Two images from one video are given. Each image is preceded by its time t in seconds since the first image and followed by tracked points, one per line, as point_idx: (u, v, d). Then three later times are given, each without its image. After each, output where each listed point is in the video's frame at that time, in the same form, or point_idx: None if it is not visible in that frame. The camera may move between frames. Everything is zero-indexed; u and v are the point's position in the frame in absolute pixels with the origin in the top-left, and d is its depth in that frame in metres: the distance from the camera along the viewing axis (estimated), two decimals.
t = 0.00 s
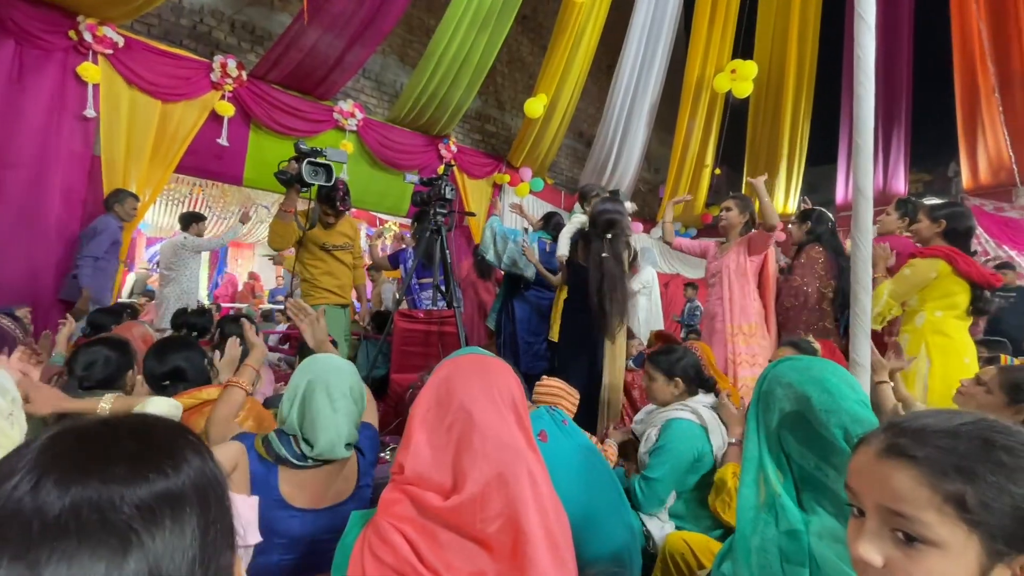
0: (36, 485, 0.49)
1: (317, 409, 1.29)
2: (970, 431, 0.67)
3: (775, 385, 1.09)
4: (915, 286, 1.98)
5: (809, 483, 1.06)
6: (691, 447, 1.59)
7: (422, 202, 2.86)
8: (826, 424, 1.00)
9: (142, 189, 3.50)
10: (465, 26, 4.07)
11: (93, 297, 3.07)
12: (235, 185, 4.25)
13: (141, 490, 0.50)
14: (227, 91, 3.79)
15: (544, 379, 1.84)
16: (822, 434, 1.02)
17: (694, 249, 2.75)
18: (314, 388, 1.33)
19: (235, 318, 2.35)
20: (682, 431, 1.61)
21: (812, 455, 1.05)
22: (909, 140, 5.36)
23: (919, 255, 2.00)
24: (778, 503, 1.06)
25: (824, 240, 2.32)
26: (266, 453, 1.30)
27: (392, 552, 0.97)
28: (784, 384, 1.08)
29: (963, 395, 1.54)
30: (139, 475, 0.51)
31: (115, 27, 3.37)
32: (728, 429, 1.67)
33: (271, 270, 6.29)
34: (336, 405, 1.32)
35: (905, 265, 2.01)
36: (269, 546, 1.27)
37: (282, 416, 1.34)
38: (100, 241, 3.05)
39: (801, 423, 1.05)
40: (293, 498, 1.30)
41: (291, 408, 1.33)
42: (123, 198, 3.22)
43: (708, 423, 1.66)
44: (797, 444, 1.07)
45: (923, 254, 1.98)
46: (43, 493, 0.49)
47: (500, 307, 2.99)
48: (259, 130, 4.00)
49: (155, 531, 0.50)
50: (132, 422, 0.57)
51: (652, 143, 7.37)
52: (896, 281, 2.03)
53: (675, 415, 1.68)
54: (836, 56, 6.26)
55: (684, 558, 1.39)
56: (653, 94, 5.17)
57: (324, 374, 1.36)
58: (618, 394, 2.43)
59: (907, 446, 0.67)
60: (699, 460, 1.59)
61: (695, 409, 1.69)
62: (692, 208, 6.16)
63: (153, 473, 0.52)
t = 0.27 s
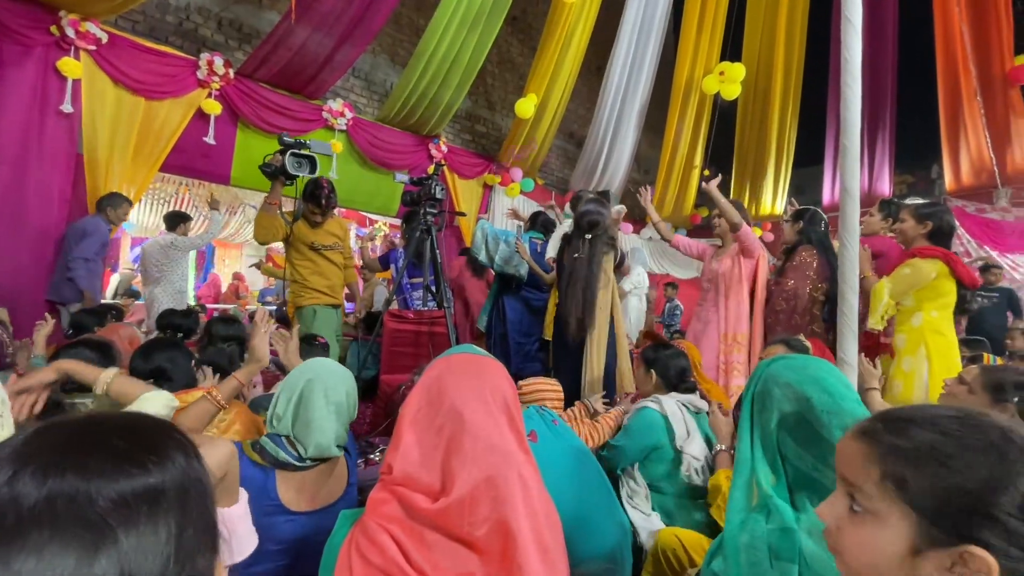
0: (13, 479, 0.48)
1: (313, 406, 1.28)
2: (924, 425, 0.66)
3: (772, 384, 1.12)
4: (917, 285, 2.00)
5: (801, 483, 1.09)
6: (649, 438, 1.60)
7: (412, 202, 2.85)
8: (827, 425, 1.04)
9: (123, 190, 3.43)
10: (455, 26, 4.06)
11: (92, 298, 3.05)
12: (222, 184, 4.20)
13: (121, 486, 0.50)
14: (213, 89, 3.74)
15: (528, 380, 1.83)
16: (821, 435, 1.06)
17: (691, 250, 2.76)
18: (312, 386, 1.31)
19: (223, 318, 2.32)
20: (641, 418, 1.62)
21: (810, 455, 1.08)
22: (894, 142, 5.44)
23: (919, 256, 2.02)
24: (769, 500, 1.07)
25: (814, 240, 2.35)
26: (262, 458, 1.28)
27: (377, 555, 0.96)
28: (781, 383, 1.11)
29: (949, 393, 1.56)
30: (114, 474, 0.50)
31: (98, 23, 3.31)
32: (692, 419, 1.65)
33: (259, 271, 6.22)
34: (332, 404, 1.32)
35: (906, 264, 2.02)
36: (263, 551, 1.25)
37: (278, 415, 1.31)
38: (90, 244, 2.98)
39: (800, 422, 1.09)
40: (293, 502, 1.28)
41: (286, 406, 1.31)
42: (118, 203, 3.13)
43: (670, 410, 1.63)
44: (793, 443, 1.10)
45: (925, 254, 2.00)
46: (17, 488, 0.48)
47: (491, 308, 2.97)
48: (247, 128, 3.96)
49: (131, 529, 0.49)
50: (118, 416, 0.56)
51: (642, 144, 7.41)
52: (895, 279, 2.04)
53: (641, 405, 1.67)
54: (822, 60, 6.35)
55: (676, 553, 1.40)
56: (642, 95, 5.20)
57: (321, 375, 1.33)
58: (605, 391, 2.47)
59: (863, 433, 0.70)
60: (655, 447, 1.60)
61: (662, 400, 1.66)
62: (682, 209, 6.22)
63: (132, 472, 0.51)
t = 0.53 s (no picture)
0: None
1: (282, 414, 1.27)
2: (908, 426, 0.69)
3: (766, 387, 1.13)
4: (916, 290, 2.02)
5: (795, 485, 1.10)
6: (634, 434, 1.60)
7: (399, 202, 2.82)
8: (823, 427, 1.06)
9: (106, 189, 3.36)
10: (443, 25, 4.04)
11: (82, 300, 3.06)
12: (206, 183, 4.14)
13: (67, 501, 0.50)
14: (197, 87, 3.68)
15: (524, 383, 1.85)
16: (817, 437, 1.07)
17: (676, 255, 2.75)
18: (280, 394, 1.30)
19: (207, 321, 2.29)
20: (622, 418, 1.61)
21: (806, 458, 1.08)
22: (877, 144, 5.53)
23: (917, 260, 2.03)
24: (758, 502, 1.09)
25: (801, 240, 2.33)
26: (233, 466, 1.26)
27: (358, 564, 0.95)
28: (775, 386, 1.12)
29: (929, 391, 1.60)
30: (57, 489, 0.50)
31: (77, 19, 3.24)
32: (671, 416, 1.64)
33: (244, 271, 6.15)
34: (302, 411, 1.30)
35: (907, 269, 2.02)
36: (236, 559, 1.23)
37: (248, 426, 1.30)
38: (81, 246, 2.97)
39: (794, 425, 1.10)
40: (268, 511, 1.26)
41: (256, 416, 1.30)
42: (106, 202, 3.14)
43: (650, 407, 1.62)
44: (788, 446, 1.11)
45: (923, 259, 2.01)
46: None
47: (480, 312, 2.94)
48: (231, 126, 3.90)
49: (79, 543, 0.50)
50: (67, 427, 0.56)
51: (631, 144, 7.45)
52: (896, 284, 2.04)
53: (621, 403, 1.66)
54: (806, 62, 6.43)
55: (662, 552, 1.41)
56: (630, 96, 5.23)
57: (289, 380, 1.33)
58: (595, 390, 2.45)
59: (857, 428, 0.75)
60: (639, 445, 1.60)
61: (642, 396, 1.66)
62: (669, 210, 6.26)
63: (75, 485, 0.51)
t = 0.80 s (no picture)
0: None
1: (268, 414, 1.25)
2: (889, 420, 0.70)
3: (754, 387, 1.14)
4: (901, 288, 2.05)
5: (783, 484, 1.12)
6: (630, 435, 1.59)
7: (384, 200, 2.80)
8: (813, 426, 1.07)
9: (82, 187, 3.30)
10: (428, 23, 4.02)
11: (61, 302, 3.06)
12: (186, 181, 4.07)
13: (37, 500, 0.52)
14: (177, 82, 3.61)
15: (508, 381, 1.86)
16: (807, 435, 1.09)
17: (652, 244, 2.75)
18: (269, 392, 1.29)
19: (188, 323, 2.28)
20: (617, 418, 1.61)
21: (795, 458, 1.09)
22: (857, 145, 5.62)
23: (903, 258, 2.07)
24: (743, 500, 1.11)
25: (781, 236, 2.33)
26: (213, 464, 1.25)
27: (336, 567, 0.94)
28: (763, 386, 1.13)
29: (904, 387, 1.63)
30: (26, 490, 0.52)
31: (51, 12, 3.16)
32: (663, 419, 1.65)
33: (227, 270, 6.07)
34: (290, 412, 1.28)
35: (894, 266, 2.05)
36: (213, 558, 1.23)
37: (233, 424, 1.28)
38: (64, 247, 2.97)
39: (783, 424, 1.11)
40: (248, 511, 1.25)
41: (242, 414, 1.28)
42: (90, 202, 3.13)
43: (643, 408, 1.64)
44: (778, 446, 1.12)
45: (907, 256, 2.05)
46: None
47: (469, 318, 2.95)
48: (213, 124, 3.84)
49: (47, 543, 0.52)
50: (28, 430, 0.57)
51: (617, 143, 7.48)
52: (883, 282, 2.07)
53: (615, 405, 1.67)
54: (788, 63, 6.52)
55: (644, 553, 1.42)
56: (616, 96, 5.25)
57: (279, 379, 1.31)
58: (581, 388, 2.46)
59: (841, 422, 0.76)
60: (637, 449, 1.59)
61: (634, 397, 1.68)
62: (654, 209, 6.31)
63: (44, 485, 0.53)
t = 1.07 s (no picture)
0: None
1: (269, 413, 1.23)
2: (865, 417, 0.72)
3: (740, 386, 1.15)
4: (872, 287, 2.09)
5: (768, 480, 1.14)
6: (618, 437, 1.61)
7: (369, 199, 2.78)
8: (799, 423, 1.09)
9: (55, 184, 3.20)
10: (413, 21, 3.99)
11: (38, 303, 3.00)
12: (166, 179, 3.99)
13: (33, 510, 0.56)
14: (155, 78, 3.53)
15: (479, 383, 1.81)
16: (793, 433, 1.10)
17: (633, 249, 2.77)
18: (267, 391, 1.26)
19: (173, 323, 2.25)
20: (605, 420, 1.63)
21: (780, 456, 1.10)
22: (837, 146, 5.73)
23: (873, 257, 2.11)
24: (728, 496, 1.13)
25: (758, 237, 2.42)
26: (216, 466, 1.23)
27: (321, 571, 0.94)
28: (749, 385, 1.15)
29: (882, 383, 1.67)
30: (25, 499, 0.56)
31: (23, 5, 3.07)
32: (653, 420, 1.65)
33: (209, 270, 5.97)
34: (289, 409, 1.26)
35: (863, 265, 2.10)
36: (214, 560, 1.22)
37: (230, 425, 1.25)
38: (42, 247, 2.90)
39: (770, 422, 1.12)
40: (248, 510, 1.24)
41: (240, 416, 1.25)
42: (70, 200, 3.06)
43: (631, 411, 1.64)
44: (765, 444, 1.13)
45: (877, 255, 2.09)
46: None
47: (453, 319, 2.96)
48: (193, 120, 3.77)
49: (42, 551, 0.55)
50: (18, 442, 0.61)
51: (602, 143, 7.51)
52: (852, 279, 2.12)
53: (603, 406, 1.68)
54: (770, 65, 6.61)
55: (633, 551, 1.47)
56: (601, 96, 5.27)
57: (273, 379, 1.28)
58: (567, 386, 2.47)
59: (819, 418, 0.77)
60: (624, 449, 1.60)
61: (621, 399, 1.68)
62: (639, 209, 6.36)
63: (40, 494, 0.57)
